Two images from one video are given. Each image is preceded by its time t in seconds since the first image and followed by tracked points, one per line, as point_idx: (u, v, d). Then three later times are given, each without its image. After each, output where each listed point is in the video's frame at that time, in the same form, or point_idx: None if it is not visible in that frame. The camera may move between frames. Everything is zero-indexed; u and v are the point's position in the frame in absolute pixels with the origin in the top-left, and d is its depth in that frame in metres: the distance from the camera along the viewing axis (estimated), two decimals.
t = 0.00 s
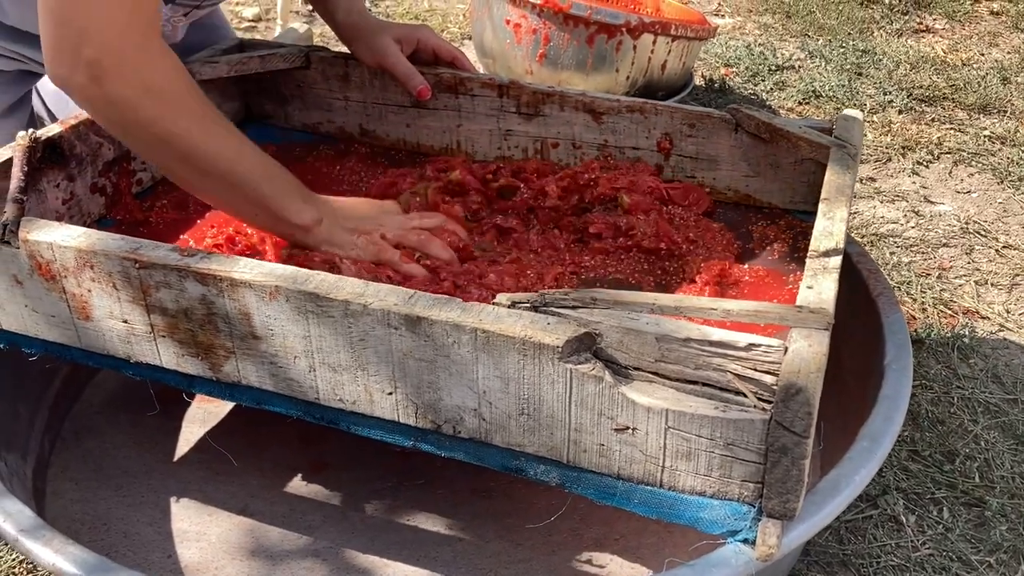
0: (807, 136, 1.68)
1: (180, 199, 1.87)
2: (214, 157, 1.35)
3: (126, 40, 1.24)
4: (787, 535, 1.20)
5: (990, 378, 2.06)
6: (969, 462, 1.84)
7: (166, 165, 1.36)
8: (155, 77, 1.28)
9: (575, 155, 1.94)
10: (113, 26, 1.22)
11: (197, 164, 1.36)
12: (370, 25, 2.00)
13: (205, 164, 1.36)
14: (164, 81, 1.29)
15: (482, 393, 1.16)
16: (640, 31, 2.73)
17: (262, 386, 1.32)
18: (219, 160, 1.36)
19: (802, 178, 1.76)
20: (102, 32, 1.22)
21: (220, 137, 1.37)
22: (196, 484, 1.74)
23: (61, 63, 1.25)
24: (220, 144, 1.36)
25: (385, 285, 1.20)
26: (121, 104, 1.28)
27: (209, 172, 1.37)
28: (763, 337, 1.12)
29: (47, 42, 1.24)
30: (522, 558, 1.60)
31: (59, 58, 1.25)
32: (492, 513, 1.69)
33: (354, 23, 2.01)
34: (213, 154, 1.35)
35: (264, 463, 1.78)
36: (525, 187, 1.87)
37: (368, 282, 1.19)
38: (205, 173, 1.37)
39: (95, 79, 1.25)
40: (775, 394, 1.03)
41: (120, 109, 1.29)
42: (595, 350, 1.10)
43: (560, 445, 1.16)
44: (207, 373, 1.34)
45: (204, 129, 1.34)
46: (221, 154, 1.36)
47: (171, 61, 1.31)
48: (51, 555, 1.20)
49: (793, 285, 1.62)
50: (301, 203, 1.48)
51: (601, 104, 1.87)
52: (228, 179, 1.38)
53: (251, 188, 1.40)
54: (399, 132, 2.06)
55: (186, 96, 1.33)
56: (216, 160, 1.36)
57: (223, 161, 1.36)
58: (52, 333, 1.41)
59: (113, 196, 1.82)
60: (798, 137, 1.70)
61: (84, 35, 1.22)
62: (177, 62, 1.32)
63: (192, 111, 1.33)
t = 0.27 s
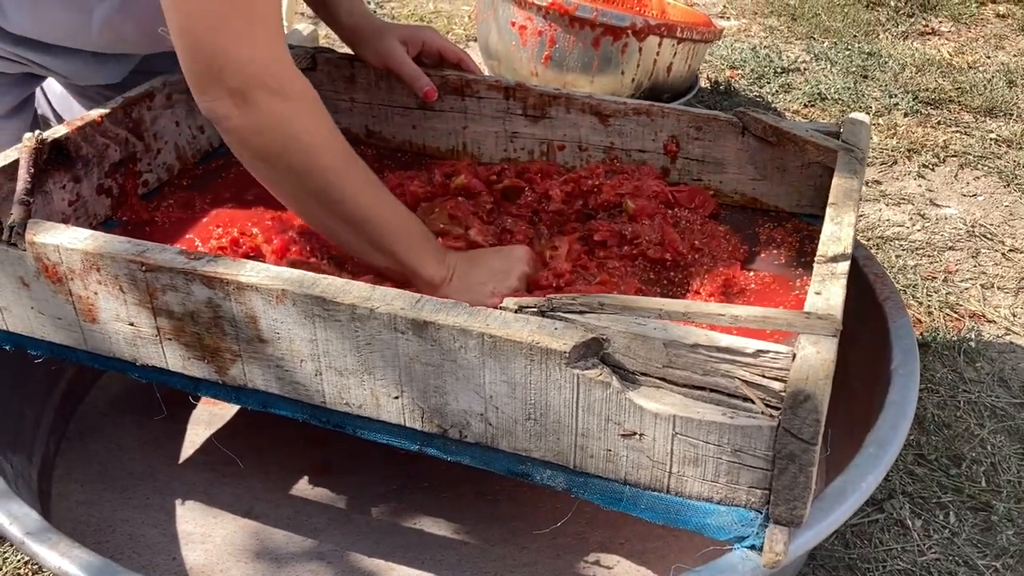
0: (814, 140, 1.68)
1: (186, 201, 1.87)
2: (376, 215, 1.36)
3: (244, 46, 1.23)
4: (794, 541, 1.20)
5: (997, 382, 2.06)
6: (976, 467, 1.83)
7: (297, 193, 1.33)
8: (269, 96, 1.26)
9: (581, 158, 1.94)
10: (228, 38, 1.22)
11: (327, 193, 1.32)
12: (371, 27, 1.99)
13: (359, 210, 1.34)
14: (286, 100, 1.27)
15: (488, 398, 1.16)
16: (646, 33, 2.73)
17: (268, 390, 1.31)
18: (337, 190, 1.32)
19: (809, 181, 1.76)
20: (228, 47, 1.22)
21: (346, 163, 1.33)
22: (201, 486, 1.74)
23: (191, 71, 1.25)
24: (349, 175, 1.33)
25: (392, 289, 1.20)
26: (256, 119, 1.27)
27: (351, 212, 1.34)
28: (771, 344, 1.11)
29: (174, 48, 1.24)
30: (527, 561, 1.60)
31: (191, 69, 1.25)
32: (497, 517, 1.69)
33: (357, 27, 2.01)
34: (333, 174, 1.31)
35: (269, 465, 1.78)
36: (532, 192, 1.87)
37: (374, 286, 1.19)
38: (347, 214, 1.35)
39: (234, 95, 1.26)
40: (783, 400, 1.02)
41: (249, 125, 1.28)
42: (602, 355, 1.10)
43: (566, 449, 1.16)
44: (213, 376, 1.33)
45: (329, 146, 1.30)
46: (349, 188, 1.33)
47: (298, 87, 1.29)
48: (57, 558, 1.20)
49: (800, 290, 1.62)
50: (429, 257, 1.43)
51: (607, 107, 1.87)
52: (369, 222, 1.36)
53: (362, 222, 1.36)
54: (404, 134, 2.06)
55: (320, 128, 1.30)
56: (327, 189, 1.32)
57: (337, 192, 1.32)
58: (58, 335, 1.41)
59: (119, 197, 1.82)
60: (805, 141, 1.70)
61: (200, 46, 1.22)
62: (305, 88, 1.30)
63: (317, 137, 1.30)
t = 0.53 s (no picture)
0: (818, 140, 1.67)
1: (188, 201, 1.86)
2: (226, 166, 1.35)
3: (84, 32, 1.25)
4: (796, 544, 1.19)
5: (1001, 385, 2.05)
6: (979, 470, 1.82)
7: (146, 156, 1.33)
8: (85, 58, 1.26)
9: (583, 158, 1.93)
10: (86, 33, 1.25)
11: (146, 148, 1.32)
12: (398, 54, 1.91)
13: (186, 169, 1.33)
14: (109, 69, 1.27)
15: (489, 399, 1.16)
16: (649, 34, 2.72)
17: (268, 390, 1.31)
18: (186, 160, 1.33)
19: (812, 182, 1.75)
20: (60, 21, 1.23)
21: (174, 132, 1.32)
22: (202, 487, 1.73)
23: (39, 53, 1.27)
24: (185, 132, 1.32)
25: (393, 289, 1.19)
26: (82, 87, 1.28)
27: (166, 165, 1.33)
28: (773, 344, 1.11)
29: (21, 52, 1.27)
30: (528, 563, 1.60)
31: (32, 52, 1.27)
32: (498, 518, 1.68)
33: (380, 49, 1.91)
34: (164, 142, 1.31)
35: (270, 465, 1.78)
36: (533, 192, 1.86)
37: (375, 286, 1.18)
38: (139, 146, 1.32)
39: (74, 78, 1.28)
40: (785, 401, 1.02)
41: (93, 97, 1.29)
42: (603, 356, 1.09)
43: (567, 451, 1.16)
44: (213, 376, 1.33)
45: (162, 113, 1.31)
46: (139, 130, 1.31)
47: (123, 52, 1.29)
48: (56, 559, 1.20)
49: (803, 291, 1.61)
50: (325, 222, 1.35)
51: (610, 107, 1.86)
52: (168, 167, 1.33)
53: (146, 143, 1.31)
54: (407, 134, 2.05)
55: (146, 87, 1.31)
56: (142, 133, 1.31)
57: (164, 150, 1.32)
58: (59, 335, 1.40)
59: (120, 197, 1.82)
60: (809, 142, 1.69)
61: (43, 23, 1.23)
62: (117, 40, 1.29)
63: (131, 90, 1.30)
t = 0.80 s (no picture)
0: (824, 139, 1.67)
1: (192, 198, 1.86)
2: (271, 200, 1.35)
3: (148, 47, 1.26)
4: (802, 544, 1.18)
5: (1007, 385, 2.04)
6: (985, 470, 1.82)
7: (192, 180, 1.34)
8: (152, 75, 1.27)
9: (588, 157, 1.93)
10: (163, 56, 1.27)
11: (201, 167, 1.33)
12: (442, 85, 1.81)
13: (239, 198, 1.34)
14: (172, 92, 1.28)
15: (494, 397, 1.15)
16: (654, 33, 2.72)
17: (272, 387, 1.31)
18: (229, 185, 1.33)
19: (818, 181, 1.74)
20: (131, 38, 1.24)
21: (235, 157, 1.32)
22: (205, 485, 1.73)
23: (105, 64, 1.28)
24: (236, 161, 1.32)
25: (398, 286, 1.19)
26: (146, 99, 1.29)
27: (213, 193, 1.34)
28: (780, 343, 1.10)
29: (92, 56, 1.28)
30: (532, 562, 1.59)
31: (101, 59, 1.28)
32: (503, 518, 1.68)
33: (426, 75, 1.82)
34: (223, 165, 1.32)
35: (274, 464, 1.77)
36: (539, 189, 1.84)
37: (380, 284, 1.18)
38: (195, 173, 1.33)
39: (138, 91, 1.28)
40: (792, 400, 1.01)
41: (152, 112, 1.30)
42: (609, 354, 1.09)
43: (572, 450, 1.15)
44: (218, 373, 1.33)
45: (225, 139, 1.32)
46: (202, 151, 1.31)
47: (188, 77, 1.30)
48: (59, 556, 1.20)
49: (809, 291, 1.60)
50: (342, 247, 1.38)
51: (615, 106, 1.85)
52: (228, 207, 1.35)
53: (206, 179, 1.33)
54: (411, 133, 2.05)
55: (213, 114, 1.31)
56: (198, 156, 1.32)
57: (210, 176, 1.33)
58: (63, 332, 1.40)
59: (125, 194, 1.82)
60: (815, 141, 1.68)
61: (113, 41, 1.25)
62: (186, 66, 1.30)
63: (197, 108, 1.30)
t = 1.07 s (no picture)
0: (826, 139, 1.67)
1: (195, 197, 1.86)
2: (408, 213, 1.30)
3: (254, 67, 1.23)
4: (803, 544, 1.18)
5: (1009, 386, 2.03)
6: (987, 471, 1.81)
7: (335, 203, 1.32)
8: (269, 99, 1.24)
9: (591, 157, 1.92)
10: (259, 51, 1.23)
11: (335, 187, 1.29)
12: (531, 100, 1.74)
13: (377, 215, 1.30)
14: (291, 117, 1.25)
15: (496, 396, 1.15)
16: (657, 33, 2.72)
17: (274, 385, 1.31)
18: (355, 182, 1.28)
19: (820, 181, 1.74)
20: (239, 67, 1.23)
21: (377, 170, 1.28)
22: (207, 483, 1.73)
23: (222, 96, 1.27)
24: (373, 174, 1.28)
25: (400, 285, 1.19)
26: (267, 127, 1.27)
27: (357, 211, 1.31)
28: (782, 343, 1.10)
29: (198, 87, 1.28)
30: (533, 561, 1.59)
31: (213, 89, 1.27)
32: (504, 517, 1.68)
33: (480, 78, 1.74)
34: (357, 181, 1.28)
35: (276, 463, 1.77)
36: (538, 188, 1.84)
37: (382, 283, 1.18)
38: (337, 195, 1.30)
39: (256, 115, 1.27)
40: (794, 399, 1.01)
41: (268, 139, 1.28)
42: (611, 353, 1.09)
43: (573, 449, 1.15)
44: (220, 372, 1.33)
45: (357, 153, 1.27)
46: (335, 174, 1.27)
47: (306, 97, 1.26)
48: (61, 553, 1.20)
49: (811, 291, 1.60)
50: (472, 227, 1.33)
51: (618, 105, 1.86)
52: (383, 225, 1.31)
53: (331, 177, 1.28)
54: (414, 132, 2.05)
55: (316, 105, 1.27)
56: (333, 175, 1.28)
57: (357, 193, 1.28)
58: (65, 330, 1.40)
59: (127, 192, 1.82)
60: (817, 141, 1.68)
61: (217, 74, 1.24)
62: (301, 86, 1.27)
63: (323, 128, 1.26)
